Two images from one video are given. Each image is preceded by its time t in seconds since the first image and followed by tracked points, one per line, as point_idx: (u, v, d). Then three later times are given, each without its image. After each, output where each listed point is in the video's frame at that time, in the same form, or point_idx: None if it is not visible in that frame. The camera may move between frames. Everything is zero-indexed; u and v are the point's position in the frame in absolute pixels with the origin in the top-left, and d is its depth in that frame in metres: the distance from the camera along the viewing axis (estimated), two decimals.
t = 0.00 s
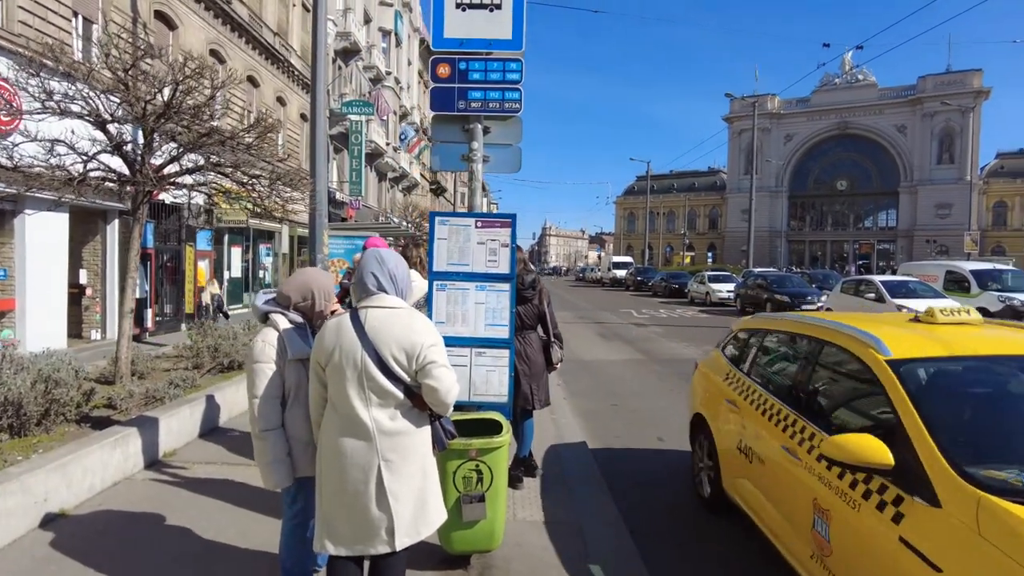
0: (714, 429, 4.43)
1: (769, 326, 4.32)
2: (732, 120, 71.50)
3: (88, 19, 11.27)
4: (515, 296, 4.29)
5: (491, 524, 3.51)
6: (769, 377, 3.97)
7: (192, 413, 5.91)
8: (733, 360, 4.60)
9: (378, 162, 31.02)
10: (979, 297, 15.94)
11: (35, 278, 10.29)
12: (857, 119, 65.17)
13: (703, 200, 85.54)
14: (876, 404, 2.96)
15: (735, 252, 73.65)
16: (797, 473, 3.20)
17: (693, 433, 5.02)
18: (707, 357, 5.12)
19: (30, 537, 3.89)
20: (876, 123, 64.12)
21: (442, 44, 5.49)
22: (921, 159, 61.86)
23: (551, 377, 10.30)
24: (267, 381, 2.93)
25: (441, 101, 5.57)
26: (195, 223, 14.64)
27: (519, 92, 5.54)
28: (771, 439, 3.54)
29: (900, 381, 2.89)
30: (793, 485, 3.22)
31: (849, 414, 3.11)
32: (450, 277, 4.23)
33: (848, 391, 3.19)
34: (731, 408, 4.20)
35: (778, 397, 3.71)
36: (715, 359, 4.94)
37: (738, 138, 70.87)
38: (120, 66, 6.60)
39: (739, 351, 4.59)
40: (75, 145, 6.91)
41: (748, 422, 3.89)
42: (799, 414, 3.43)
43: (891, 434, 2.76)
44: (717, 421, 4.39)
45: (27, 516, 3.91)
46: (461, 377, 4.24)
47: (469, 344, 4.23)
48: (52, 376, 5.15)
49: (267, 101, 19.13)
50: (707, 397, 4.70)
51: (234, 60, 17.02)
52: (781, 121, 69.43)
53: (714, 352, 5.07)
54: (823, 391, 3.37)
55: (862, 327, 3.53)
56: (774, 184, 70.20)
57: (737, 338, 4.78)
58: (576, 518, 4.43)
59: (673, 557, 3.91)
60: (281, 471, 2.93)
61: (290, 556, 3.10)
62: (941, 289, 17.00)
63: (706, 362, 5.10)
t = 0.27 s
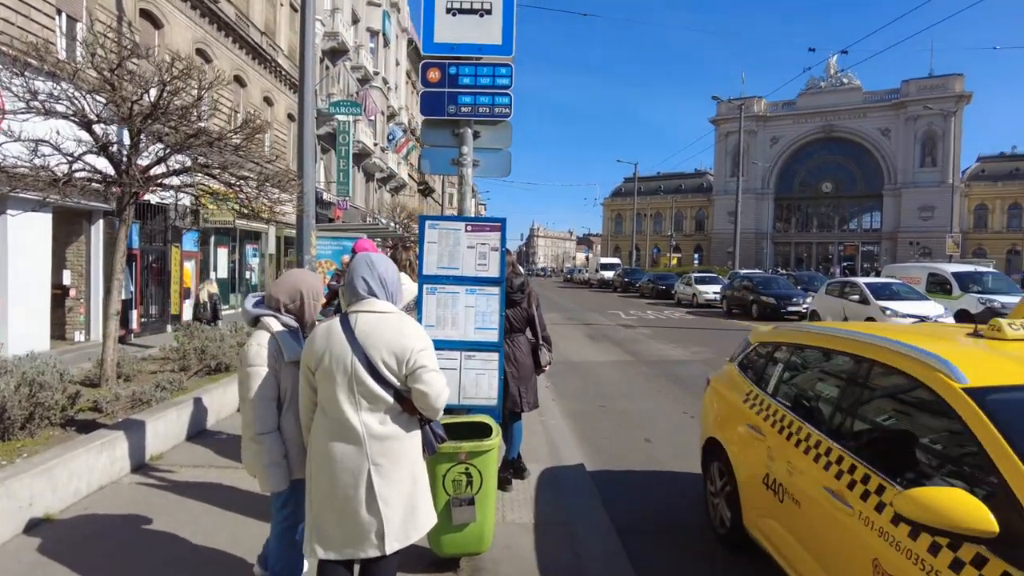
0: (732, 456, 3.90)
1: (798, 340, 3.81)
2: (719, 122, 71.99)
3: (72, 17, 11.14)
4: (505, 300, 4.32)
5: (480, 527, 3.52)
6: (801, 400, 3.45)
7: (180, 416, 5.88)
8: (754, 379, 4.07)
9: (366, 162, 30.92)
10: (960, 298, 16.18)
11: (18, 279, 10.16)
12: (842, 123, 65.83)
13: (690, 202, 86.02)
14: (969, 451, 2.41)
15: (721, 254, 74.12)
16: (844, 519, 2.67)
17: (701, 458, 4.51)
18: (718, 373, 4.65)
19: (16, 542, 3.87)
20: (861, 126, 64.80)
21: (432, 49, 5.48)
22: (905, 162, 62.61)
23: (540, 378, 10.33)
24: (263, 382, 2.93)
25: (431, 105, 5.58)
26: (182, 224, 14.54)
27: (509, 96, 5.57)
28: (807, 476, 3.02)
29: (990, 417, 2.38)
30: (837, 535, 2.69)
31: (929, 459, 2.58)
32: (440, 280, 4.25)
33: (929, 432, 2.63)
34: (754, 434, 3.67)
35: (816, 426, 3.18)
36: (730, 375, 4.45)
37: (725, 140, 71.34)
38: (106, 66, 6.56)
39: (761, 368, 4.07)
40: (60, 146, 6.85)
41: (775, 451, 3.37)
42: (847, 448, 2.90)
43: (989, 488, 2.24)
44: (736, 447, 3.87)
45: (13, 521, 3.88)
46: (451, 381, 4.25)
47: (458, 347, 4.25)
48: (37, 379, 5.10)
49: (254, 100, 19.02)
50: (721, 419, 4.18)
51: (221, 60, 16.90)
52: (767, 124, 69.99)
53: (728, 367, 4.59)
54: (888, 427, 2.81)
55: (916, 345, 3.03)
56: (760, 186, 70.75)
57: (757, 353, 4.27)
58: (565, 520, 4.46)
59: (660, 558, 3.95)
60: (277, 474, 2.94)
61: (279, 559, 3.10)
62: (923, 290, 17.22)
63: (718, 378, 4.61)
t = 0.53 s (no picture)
0: (764, 490, 3.28)
1: (840, 354, 3.22)
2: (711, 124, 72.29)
3: (61, 16, 11.06)
4: (495, 302, 4.33)
5: (471, 529, 3.53)
6: (850, 428, 2.90)
7: (169, 419, 5.85)
8: (790, 401, 3.44)
9: (358, 163, 30.86)
10: (949, 299, 16.31)
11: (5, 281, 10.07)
12: (833, 124, 66.22)
13: (682, 203, 86.30)
14: (989, 460, 2.26)
15: (713, 255, 74.41)
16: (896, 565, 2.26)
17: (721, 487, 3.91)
18: (741, 388, 4.04)
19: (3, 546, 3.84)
20: (852, 128, 65.20)
21: (423, 51, 5.44)
22: (895, 163, 63.06)
23: (532, 380, 10.34)
24: (260, 380, 2.93)
25: (421, 108, 5.56)
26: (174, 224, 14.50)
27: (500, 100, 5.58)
28: (862, 521, 2.49)
29: None
30: None
31: (941, 465, 2.39)
32: (430, 282, 4.24)
33: (945, 440, 2.42)
34: (791, 466, 3.08)
35: (880, 464, 2.61)
36: (756, 391, 3.82)
37: (717, 142, 71.62)
38: (95, 67, 6.52)
39: (799, 389, 3.43)
40: (49, 146, 6.79)
41: (823, 490, 2.79)
42: (895, 479, 2.50)
43: None
44: (769, 481, 3.25)
45: None
46: (441, 383, 4.26)
47: (449, 349, 4.25)
48: (24, 382, 5.06)
49: (245, 101, 18.96)
50: (747, 444, 3.58)
51: (212, 60, 16.84)
52: (759, 125, 70.32)
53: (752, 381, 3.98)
54: (908, 437, 2.57)
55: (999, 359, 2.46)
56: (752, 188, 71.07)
57: (789, 367, 3.66)
58: (556, 522, 4.47)
59: (651, 559, 3.96)
60: (281, 473, 2.92)
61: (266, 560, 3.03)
62: (913, 291, 17.34)
63: (740, 394, 4.00)
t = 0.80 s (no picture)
0: (807, 542, 2.79)
1: (896, 379, 2.72)
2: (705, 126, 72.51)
3: (52, 16, 11.00)
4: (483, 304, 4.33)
5: (459, 531, 3.53)
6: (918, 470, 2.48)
7: (158, 422, 5.83)
8: (839, 434, 2.92)
9: (352, 164, 30.83)
10: (941, 302, 16.40)
11: None
12: (827, 127, 66.52)
13: (676, 205, 86.48)
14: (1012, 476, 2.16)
15: (707, 257, 74.58)
16: None
17: (750, 530, 3.38)
18: (772, 410, 3.55)
19: None
20: (845, 130, 65.52)
21: (411, 54, 5.51)
22: (888, 166, 63.40)
23: (524, 382, 10.34)
24: (255, 378, 2.97)
25: (410, 111, 5.57)
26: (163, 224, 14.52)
27: (488, 103, 5.59)
28: None
29: None
30: None
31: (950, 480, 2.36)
32: (418, 285, 4.24)
33: (963, 454, 2.34)
34: (848, 518, 2.58)
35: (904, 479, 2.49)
36: (793, 418, 3.31)
37: (711, 144, 71.84)
38: (85, 68, 6.50)
39: (851, 421, 2.90)
40: (38, 147, 6.75)
41: (888, 550, 2.34)
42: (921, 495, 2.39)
43: None
44: (814, 531, 2.76)
45: None
46: (429, 386, 4.26)
47: (436, 352, 4.25)
48: (11, 385, 5.04)
49: (239, 102, 18.93)
50: (780, 478, 3.11)
51: (205, 61, 16.80)
52: (753, 128, 70.57)
53: (787, 404, 3.48)
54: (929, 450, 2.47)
55: None
56: (746, 190, 71.31)
57: (833, 391, 3.14)
58: (544, 525, 4.48)
59: (638, 563, 3.97)
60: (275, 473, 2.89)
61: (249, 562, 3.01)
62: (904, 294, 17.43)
63: (770, 417, 3.53)
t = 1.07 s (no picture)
0: None
1: (1000, 415, 2.15)
2: (699, 129, 72.73)
3: (42, 16, 10.91)
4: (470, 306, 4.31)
5: (444, 532, 3.51)
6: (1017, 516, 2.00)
7: (145, 424, 5.78)
8: (923, 479, 2.33)
9: (346, 165, 30.76)
10: (932, 304, 16.47)
11: None
12: (820, 130, 66.81)
13: (670, 208, 86.67)
14: None
15: (701, 259, 74.75)
16: None
17: None
18: (816, 436, 2.98)
19: None
20: (838, 134, 65.83)
21: (397, 54, 5.51)
22: (881, 169, 63.73)
23: (516, 384, 10.31)
24: (241, 376, 2.96)
25: (396, 111, 5.54)
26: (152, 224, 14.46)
27: (474, 103, 5.58)
28: None
29: None
30: None
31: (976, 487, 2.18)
32: (404, 287, 4.22)
33: (986, 465, 2.14)
34: None
35: (919, 485, 2.33)
36: (842, 446, 2.76)
37: (705, 147, 72.04)
38: (72, 67, 6.46)
39: (944, 463, 2.29)
40: (24, 147, 6.69)
41: None
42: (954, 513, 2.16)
43: None
44: None
45: None
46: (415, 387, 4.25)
47: (423, 353, 4.23)
48: None
49: (231, 103, 18.86)
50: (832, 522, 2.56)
51: (198, 62, 16.74)
52: (746, 131, 70.82)
53: (833, 430, 2.92)
54: (942, 456, 2.31)
55: None
56: (739, 193, 71.53)
57: (902, 418, 2.56)
58: (532, 528, 4.45)
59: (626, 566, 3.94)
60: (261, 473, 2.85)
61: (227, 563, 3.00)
62: (896, 296, 17.49)
63: (813, 443, 2.97)
